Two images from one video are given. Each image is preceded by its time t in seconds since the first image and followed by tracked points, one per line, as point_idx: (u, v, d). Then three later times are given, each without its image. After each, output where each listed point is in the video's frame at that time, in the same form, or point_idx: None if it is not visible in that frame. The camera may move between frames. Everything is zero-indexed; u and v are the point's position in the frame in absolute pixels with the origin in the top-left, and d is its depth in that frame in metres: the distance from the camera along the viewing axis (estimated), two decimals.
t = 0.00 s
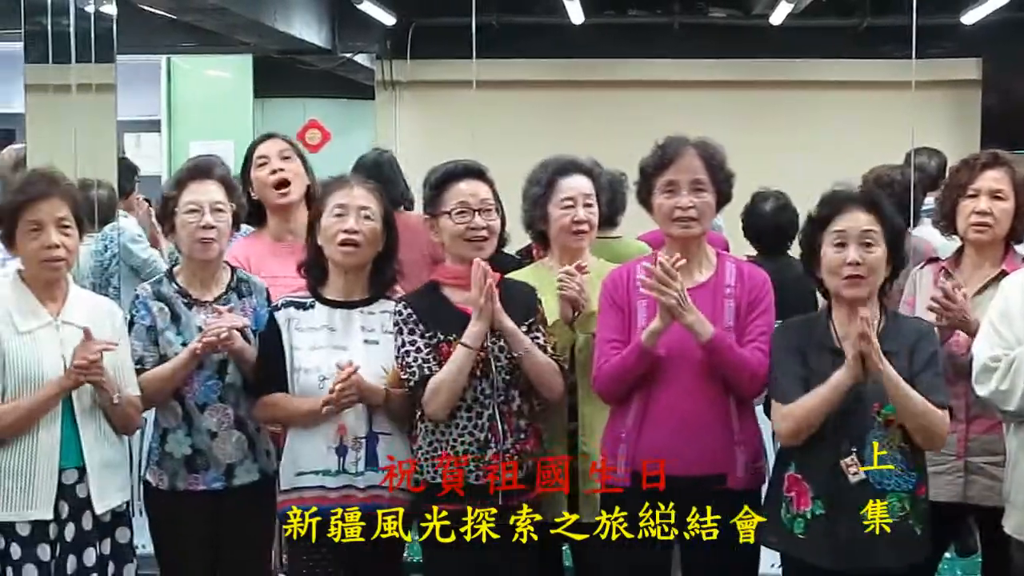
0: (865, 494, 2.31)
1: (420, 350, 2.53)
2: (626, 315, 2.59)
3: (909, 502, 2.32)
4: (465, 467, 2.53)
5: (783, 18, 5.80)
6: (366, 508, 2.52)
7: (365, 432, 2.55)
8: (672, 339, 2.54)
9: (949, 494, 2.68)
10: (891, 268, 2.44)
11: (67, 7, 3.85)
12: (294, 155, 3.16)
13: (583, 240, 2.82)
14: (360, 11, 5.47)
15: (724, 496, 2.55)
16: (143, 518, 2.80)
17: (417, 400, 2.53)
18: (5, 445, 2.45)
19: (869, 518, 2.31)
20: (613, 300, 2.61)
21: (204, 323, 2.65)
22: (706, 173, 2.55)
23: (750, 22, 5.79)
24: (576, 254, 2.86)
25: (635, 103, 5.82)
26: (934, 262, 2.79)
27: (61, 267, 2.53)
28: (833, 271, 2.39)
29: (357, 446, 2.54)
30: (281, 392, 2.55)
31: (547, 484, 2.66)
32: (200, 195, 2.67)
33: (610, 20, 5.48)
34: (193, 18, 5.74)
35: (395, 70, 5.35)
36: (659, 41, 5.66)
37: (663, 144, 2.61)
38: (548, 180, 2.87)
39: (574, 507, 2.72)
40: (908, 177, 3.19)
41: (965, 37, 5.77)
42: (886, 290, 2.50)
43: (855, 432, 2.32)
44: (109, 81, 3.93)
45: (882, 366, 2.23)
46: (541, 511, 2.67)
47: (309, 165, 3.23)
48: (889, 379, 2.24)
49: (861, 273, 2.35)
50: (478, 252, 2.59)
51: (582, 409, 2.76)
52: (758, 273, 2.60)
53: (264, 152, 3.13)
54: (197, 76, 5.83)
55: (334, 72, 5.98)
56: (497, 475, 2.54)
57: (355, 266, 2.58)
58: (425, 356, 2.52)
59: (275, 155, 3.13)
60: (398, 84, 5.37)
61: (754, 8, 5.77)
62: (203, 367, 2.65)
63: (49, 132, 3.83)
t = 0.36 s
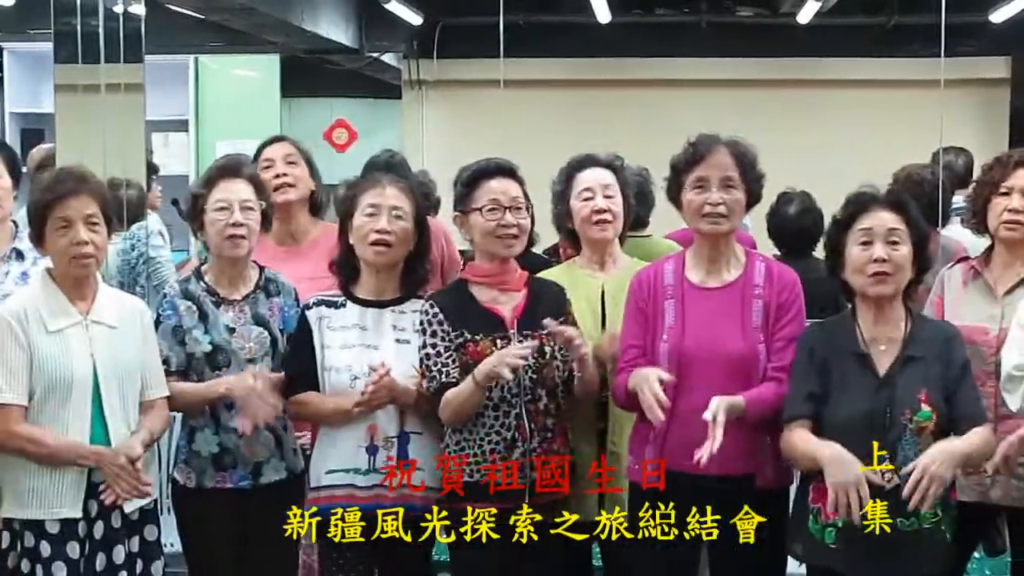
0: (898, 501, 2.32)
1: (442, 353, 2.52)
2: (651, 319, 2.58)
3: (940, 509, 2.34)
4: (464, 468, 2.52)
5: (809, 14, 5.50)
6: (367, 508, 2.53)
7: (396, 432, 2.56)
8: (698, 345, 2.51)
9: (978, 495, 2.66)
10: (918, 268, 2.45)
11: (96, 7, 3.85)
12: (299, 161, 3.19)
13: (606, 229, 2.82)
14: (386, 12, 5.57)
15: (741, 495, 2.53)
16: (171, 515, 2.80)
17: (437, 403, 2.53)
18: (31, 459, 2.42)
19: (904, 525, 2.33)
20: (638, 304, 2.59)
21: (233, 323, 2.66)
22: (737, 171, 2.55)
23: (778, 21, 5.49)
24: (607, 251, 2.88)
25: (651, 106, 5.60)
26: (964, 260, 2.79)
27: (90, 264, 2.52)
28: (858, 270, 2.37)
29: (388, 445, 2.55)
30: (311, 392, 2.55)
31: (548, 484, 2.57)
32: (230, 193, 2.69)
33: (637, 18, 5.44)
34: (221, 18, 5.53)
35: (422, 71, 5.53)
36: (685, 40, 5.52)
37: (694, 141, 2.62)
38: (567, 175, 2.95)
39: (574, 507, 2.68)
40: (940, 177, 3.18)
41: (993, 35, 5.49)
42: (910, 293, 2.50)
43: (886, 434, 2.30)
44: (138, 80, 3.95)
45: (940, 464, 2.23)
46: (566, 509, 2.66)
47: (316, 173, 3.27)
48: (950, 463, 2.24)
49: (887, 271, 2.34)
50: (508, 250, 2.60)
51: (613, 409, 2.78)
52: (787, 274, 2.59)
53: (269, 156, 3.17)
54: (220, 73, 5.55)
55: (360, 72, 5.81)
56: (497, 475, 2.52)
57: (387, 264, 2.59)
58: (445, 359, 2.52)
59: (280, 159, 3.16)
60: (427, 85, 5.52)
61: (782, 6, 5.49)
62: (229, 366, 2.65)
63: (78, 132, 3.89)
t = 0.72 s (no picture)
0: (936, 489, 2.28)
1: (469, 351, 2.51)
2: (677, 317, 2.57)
3: (978, 497, 2.27)
4: (463, 468, 2.58)
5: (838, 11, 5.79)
6: (366, 508, 2.54)
7: (427, 432, 2.58)
8: (723, 345, 2.51)
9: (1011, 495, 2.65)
10: (968, 264, 2.43)
11: (124, 6, 3.88)
12: (338, 163, 3.16)
13: (633, 233, 2.82)
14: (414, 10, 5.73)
15: (759, 497, 2.52)
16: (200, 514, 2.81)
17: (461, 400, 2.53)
18: (61, 438, 2.47)
19: (941, 512, 2.27)
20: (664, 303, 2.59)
21: (261, 321, 2.66)
22: (763, 172, 2.54)
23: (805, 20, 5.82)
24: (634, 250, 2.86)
25: (665, 102, 6.17)
26: (994, 259, 2.77)
27: (118, 264, 2.52)
28: (906, 261, 2.36)
29: (418, 445, 2.57)
30: (342, 393, 2.57)
31: (549, 485, 2.53)
32: (257, 190, 2.70)
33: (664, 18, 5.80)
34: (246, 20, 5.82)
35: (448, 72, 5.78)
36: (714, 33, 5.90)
37: (720, 141, 2.61)
38: (596, 176, 2.96)
39: (574, 506, 2.60)
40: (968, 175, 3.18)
41: None
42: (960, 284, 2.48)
43: (922, 423, 2.28)
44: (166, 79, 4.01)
45: None
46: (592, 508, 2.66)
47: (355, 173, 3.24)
48: None
49: (935, 263, 2.32)
50: (537, 247, 2.60)
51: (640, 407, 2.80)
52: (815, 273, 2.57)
53: (309, 150, 3.15)
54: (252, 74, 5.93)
55: (385, 70, 5.93)
56: (497, 475, 2.53)
57: (416, 262, 2.60)
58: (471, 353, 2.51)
59: (318, 158, 3.14)
60: (451, 84, 5.80)
61: (808, 6, 5.77)
62: (257, 363, 2.65)
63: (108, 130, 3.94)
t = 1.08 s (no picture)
0: (990, 497, 2.26)
1: (495, 351, 2.54)
2: (702, 317, 2.57)
3: None
4: (464, 468, 2.58)
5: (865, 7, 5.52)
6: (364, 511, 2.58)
7: (455, 431, 2.58)
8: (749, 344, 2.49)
9: None
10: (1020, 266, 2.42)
11: (149, 6, 3.91)
12: (372, 173, 3.16)
13: (650, 234, 2.81)
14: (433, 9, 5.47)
15: (776, 498, 2.51)
16: (227, 513, 2.84)
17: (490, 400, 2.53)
18: (88, 441, 2.46)
19: (999, 521, 2.26)
20: (689, 302, 2.57)
21: (286, 320, 2.66)
22: (787, 172, 2.53)
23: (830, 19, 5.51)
24: (654, 250, 2.87)
25: (687, 103, 6.12)
26: None
27: (144, 265, 2.53)
28: (959, 264, 2.36)
29: (446, 444, 2.57)
30: (363, 390, 2.59)
31: (547, 484, 2.52)
32: (282, 191, 2.70)
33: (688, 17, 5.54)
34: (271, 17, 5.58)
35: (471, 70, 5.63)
36: (737, 34, 5.68)
37: (744, 141, 2.60)
38: (612, 178, 2.96)
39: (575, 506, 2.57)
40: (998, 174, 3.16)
41: None
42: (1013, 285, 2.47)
43: (977, 428, 2.28)
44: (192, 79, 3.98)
45: None
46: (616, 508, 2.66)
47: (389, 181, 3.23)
48: None
49: (989, 268, 2.32)
50: (559, 247, 2.59)
51: (661, 408, 2.78)
52: (839, 273, 2.56)
53: (346, 155, 3.15)
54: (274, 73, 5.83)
55: (407, 69, 5.73)
56: (497, 475, 2.56)
57: (443, 266, 2.60)
58: (499, 355, 2.54)
59: (354, 165, 3.13)
60: (474, 84, 5.69)
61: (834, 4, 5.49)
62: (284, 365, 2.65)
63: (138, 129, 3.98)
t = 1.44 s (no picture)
0: (1017, 507, 2.26)
1: (519, 348, 2.53)
2: (727, 314, 2.57)
3: None
4: (464, 468, 2.56)
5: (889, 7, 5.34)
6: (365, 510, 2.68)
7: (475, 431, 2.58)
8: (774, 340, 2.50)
9: None
10: None
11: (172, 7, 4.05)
12: (402, 171, 3.17)
13: (668, 235, 2.82)
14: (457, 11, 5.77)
15: (799, 499, 2.52)
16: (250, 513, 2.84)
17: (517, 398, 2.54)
18: (117, 439, 2.48)
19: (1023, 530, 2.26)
20: (714, 299, 2.58)
21: (309, 320, 2.68)
22: (813, 172, 2.53)
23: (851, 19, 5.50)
24: (672, 251, 2.88)
25: (703, 103, 6.38)
26: None
27: (169, 265, 2.53)
28: (998, 271, 2.34)
29: (468, 445, 2.57)
30: (393, 397, 2.59)
31: (546, 484, 2.52)
32: (305, 192, 2.71)
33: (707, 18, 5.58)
34: (294, 19, 5.49)
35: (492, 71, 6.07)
36: (758, 35, 5.72)
37: (770, 141, 2.60)
38: (629, 179, 2.95)
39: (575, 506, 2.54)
40: None
41: None
42: None
43: (1007, 438, 2.28)
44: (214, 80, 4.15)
45: None
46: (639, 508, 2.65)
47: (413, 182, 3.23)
48: None
49: None
50: (583, 248, 2.60)
51: (683, 407, 2.79)
52: (863, 275, 2.57)
53: (376, 152, 3.15)
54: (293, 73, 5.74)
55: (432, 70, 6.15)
56: (497, 475, 2.58)
57: (465, 267, 2.61)
58: (523, 353, 2.53)
59: (385, 163, 3.14)
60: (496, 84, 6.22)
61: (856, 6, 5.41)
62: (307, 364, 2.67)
63: (161, 131, 4.10)
